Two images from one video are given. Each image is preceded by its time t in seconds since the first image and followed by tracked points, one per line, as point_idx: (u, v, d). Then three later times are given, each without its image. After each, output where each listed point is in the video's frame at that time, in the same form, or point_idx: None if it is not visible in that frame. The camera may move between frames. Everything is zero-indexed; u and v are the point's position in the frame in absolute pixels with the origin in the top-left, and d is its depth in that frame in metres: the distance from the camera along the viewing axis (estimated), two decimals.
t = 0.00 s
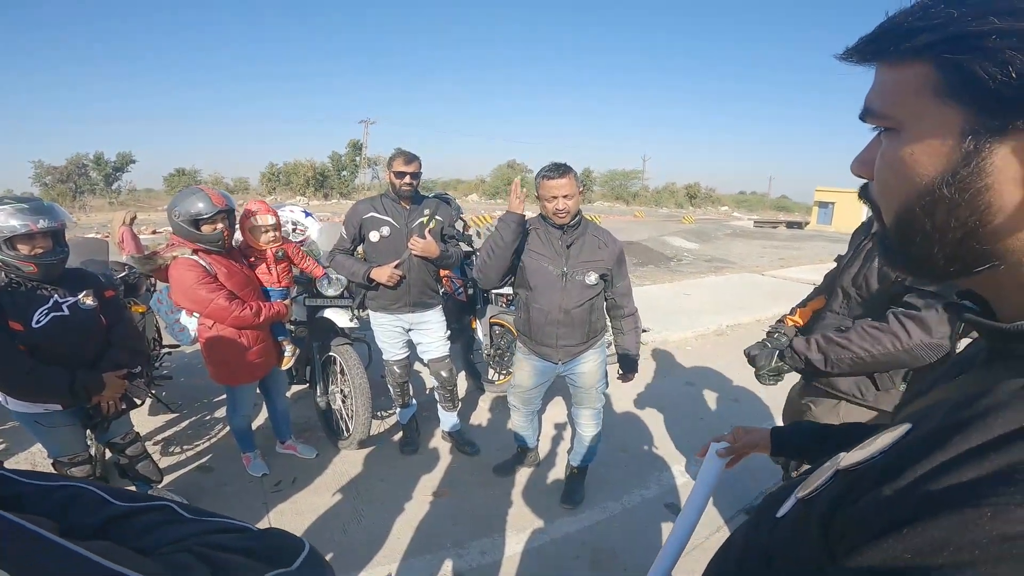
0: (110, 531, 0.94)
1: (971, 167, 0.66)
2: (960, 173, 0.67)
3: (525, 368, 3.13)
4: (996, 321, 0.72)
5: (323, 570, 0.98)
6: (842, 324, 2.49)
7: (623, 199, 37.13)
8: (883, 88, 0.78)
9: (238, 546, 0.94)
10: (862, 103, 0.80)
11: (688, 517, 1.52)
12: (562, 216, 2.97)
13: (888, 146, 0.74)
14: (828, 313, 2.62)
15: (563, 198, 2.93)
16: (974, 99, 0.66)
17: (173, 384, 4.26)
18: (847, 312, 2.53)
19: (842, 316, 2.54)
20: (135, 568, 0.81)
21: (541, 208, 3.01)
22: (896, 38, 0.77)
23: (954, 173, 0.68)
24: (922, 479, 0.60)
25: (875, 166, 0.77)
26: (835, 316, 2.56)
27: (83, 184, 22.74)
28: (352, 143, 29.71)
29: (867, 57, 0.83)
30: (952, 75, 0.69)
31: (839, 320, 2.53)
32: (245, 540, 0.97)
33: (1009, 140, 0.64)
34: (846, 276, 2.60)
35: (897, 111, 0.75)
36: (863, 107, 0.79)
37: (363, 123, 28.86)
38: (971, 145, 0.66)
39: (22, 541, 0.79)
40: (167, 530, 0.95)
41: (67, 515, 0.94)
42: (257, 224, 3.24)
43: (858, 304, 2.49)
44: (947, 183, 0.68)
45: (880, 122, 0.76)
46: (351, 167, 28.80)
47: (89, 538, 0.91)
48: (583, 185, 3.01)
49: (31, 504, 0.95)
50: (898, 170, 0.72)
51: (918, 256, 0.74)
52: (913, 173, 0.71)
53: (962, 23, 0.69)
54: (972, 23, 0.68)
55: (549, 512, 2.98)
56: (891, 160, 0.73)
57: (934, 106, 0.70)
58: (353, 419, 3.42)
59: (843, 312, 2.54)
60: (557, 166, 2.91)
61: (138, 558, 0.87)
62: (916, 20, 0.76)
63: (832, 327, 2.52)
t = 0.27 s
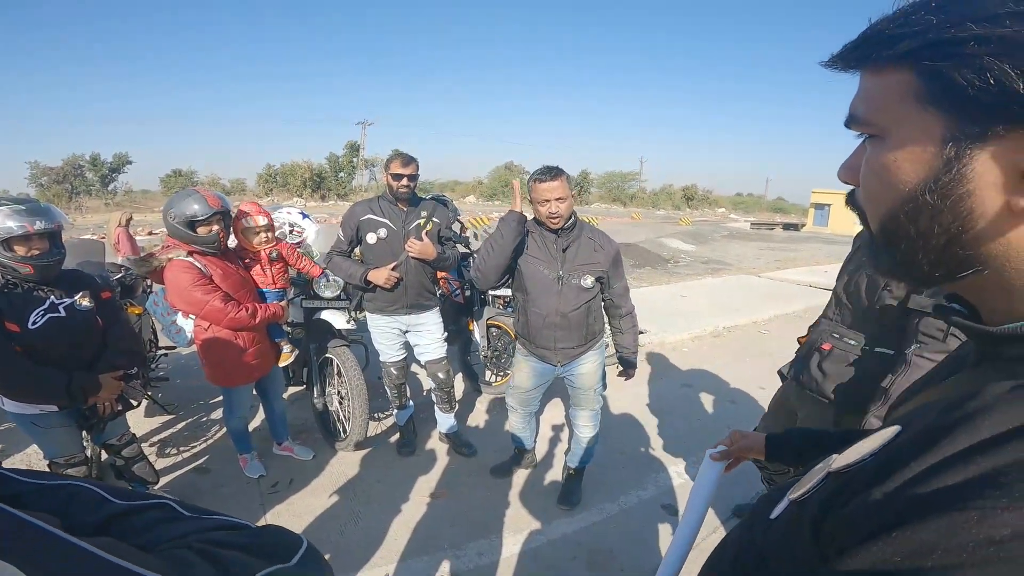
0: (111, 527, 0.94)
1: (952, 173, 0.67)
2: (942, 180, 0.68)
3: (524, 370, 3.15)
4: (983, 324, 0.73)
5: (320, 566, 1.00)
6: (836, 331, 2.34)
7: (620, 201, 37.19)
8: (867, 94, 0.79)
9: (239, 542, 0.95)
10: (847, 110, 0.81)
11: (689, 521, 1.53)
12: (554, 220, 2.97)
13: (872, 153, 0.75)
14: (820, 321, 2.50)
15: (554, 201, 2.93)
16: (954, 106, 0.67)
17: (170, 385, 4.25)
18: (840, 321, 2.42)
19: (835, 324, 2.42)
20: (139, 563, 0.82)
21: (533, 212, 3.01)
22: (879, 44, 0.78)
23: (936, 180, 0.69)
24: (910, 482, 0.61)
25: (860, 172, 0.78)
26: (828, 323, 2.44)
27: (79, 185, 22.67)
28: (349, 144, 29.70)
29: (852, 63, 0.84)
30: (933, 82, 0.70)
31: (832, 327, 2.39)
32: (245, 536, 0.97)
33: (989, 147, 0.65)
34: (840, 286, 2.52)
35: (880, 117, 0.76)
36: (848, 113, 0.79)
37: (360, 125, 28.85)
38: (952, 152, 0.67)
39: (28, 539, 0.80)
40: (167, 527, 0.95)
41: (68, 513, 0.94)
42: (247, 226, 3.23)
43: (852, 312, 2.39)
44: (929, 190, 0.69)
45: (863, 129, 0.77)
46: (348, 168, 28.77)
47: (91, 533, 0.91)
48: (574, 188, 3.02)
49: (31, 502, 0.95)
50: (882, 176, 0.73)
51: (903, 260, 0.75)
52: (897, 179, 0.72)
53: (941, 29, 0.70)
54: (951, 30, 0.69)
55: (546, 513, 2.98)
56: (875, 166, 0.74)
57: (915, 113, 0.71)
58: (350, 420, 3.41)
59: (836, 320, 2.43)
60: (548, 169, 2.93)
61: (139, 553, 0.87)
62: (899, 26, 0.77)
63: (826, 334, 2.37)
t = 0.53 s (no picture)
0: (108, 527, 0.94)
1: (945, 172, 0.67)
2: (935, 179, 0.68)
3: (524, 371, 3.15)
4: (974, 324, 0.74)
5: (316, 567, 1.00)
6: (823, 331, 2.33)
7: (616, 202, 37.27)
8: (862, 92, 0.79)
9: (232, 543, 0.95)
10: (841, 106, 0.81)
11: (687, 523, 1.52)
12: (553, 221, 2.97)
13: (865, 150, 0.75)
14: (810, 320, 2.47)
15: (552, 202, 2.93)
16: (952, 106, 0.67)
17: (164, 386, 4.23)
18: (827, 320, 2.37)
19: (822, 323, 2.38)
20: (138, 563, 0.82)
21: (533, 214, 3.02)
22: (878, 43, 0.78)
23: (929, 179, 0.69)
24: (900, 482, 0.62)
25: (852, 169, 0.78)
26: (816, 323, 2.41)
27: (73, 184, 22.55)
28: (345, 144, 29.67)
29: (848, 62, 0.84)
30: (931, 80, 0.69)
31: (819, 327, 2.37)
32: (242, 538, 0.97)
33: (984, 147, 0.65)
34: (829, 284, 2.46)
35: (874, 115, 0.75)
36: (842, 110, 0.79)
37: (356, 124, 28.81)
38: (946, 151, 0.67)
39: (30, 541, 0.80)
40: (162, 528, 0.95)
41: (63, 514, 0.94)
42: (238, 227, 3.24)
43: (838, 311, 2.34)
44: (921, 188, 0.70)
45: (857, 126, 0.77)
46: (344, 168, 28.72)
47: (88, 534, 0.91)
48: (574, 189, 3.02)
49: (27, 502, 0.95)
50: (874, 174, 0.74)
51: (893, 258, 0.76)
52: (889, 177, 0.72)
53: (943, 28, 0.69)
54: (953, 29, 0.69)
55: (542, 514, 2.98)
56: (869, 165, 0.74)
57: (911, 111, 0.71)
58: (346, 421, 3.40)
59: (822, 319, 2.39)
60: (546, 171, 2.95)
61: (134, 554, 0.87)
62: (900, 25, 0.77)
63: (813, 334, 2.37)
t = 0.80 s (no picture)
0: (104, 526, 0.94)
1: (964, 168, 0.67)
2: (951, 175, 0.68)
3: (522, 372, 3.15)
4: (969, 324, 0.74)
5: (314, 566, 0.99)
6: (820, 332, 2.33)
7: (614, 203, 37.32)
8: (870, 92, 0.79)
9: (228, 543, 0.95)
10: (848, 105, 0.81)
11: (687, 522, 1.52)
12: (560, 220, 2.96)
13: (876, 147, 0.75)
14: (805, 320, 2.49)
15: (559, 202, 2.93)
16: (968, 103, 0.68)
17: (160, 386, 4.21)
18: (824, 321, 2.37)
19: (819, 324, 2.39)
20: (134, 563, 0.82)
21: (538, 214, 3.02)
22: (887, 41, 0.79)
23: (945, 175, 0.69)
24: (893, 478, 0.62)
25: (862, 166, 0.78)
26: (813, 324, 2.41)
27: (69, 183, 22.45)
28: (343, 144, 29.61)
29: (855, 59, 0.85)
30: (947, 77, 0.70)
31: (817, 328, 2.38)
32: (238, 537, 0.97)
33: (1001, 142, 0.65)
34: (824, 286, 2.48)
35: (885, 113, 0.75)
36: (851, 110, 0.79)
37: (354, 124, 28.77)
38: (964, 147, 0.68)
39: (31, 541, 0.81)
40: (159, 527, 0.95)
41: (59, 513, 0.94)
42: (235, 227, 3.24)
43: (834, 311, 2.34)
44: (938, 184, 0.69)
45: (867, 125, 0.77)
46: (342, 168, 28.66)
47: (83, 534, 0.91)
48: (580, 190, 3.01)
49: (23, 502, 0.94)
50: (887, 171, 0.73)
51: (902, 257, 0.75)
52: (903, 174, 0.72)
53: (958, 26, 0.70)
54: (968, 26, 0.69)
55: (539, 514, 2.98)
56: (882, 161, 0.74)
57: (927, 107, 0.71)
58: (343, 421, 3.40)
59: (819, 320, 2.39)
60: (552, 171, 2.95)
61: (130, 553, 0.87)
62: (910, 23, 0.78)
63: (811, 334, 2.37)
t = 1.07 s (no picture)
0: (103, 523, 0.93)
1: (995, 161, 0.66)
2: (981, 169, 0.67)
3: (518, 371, 3.15)
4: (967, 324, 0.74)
5: (312, 564, 0.98)
6: (816, 330, 2.36)
7: (610, 204, 37.38)
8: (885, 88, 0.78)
9: (226, 541, 0.94)
10: (856, 101, 0.80)
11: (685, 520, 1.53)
12: (558, 219, 2.96)
13: (898, 140, 0.74)
14: (801, 319, 2.49)
15: (557, 202, 2.93)
16: (997, 97, 0.67)
17: (155, 385, 4.20)
18: (820, 319, 2.38)
19: (816, 322, 2.40)
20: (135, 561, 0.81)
21: (536, 213, 3.02)
22: (912, 32, 0.77)
23: (973, 169, 0.68)
24: (893, 475, 0.62)
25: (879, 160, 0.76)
26: (808, 321, 2.42)
27: (64, 182, 22.36)
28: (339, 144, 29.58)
29: (871, 51, 0.83)
30: (975, 71, 0.69)
31: (813, 326, 2.40)
32: (238, 536, 0.97)
33: None
34: (821, 283, 2.46)
35: (904, 108, 0.75)
36: (866, 105, 0.79)
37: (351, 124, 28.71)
38: (994, 141, 0.67)
39: (29, 540, 0.80)
40: (157, 524, 0.95)
41: (56, 511, 0.93)
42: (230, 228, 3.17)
43: (831, 310, 2.35)
44: (962, 179, 0.68)
45: (885, 120, 0.77)
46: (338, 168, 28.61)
47: (82, 532, 0.91)
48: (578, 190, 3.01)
49: (19, 500, 0.93)
50: (911, 164, 0.72)
51: (919, 254, 0.74)
52: (928, 167, 0.70)
53: (987, 19, 0.69)
54: (999, 20, 0.69)
55: (536, 514, 2.98)
56: (905, 155, 0.72)
57: (953, 100, 0.71)
58: (339, 421, 3.39)
59: (816, 317, 2.40)
60: (550, 170, 2.94)
61: (128, 551, 0.86)
62: (930, 18, 0.77)
63: (806, 333, 2.40)
